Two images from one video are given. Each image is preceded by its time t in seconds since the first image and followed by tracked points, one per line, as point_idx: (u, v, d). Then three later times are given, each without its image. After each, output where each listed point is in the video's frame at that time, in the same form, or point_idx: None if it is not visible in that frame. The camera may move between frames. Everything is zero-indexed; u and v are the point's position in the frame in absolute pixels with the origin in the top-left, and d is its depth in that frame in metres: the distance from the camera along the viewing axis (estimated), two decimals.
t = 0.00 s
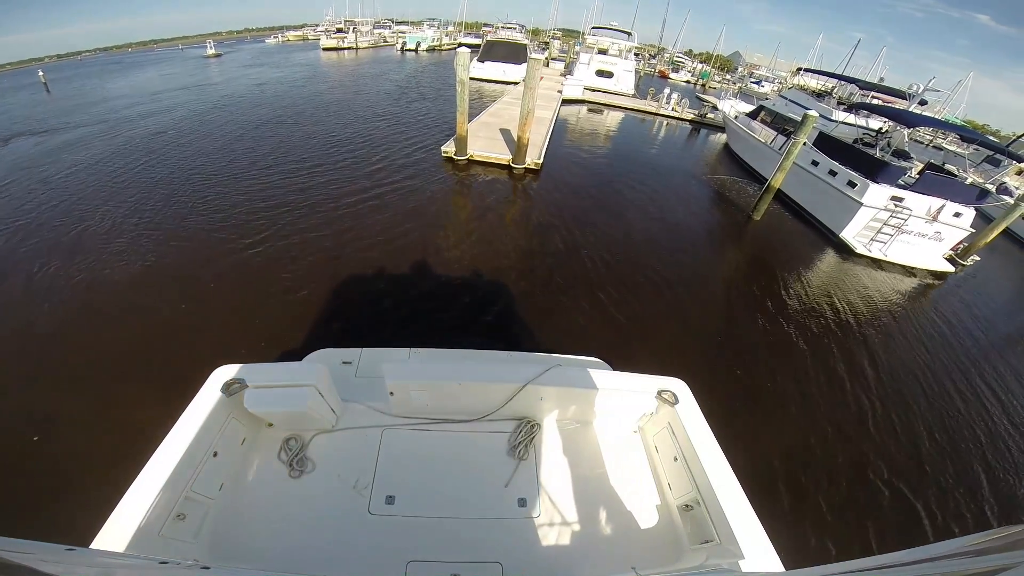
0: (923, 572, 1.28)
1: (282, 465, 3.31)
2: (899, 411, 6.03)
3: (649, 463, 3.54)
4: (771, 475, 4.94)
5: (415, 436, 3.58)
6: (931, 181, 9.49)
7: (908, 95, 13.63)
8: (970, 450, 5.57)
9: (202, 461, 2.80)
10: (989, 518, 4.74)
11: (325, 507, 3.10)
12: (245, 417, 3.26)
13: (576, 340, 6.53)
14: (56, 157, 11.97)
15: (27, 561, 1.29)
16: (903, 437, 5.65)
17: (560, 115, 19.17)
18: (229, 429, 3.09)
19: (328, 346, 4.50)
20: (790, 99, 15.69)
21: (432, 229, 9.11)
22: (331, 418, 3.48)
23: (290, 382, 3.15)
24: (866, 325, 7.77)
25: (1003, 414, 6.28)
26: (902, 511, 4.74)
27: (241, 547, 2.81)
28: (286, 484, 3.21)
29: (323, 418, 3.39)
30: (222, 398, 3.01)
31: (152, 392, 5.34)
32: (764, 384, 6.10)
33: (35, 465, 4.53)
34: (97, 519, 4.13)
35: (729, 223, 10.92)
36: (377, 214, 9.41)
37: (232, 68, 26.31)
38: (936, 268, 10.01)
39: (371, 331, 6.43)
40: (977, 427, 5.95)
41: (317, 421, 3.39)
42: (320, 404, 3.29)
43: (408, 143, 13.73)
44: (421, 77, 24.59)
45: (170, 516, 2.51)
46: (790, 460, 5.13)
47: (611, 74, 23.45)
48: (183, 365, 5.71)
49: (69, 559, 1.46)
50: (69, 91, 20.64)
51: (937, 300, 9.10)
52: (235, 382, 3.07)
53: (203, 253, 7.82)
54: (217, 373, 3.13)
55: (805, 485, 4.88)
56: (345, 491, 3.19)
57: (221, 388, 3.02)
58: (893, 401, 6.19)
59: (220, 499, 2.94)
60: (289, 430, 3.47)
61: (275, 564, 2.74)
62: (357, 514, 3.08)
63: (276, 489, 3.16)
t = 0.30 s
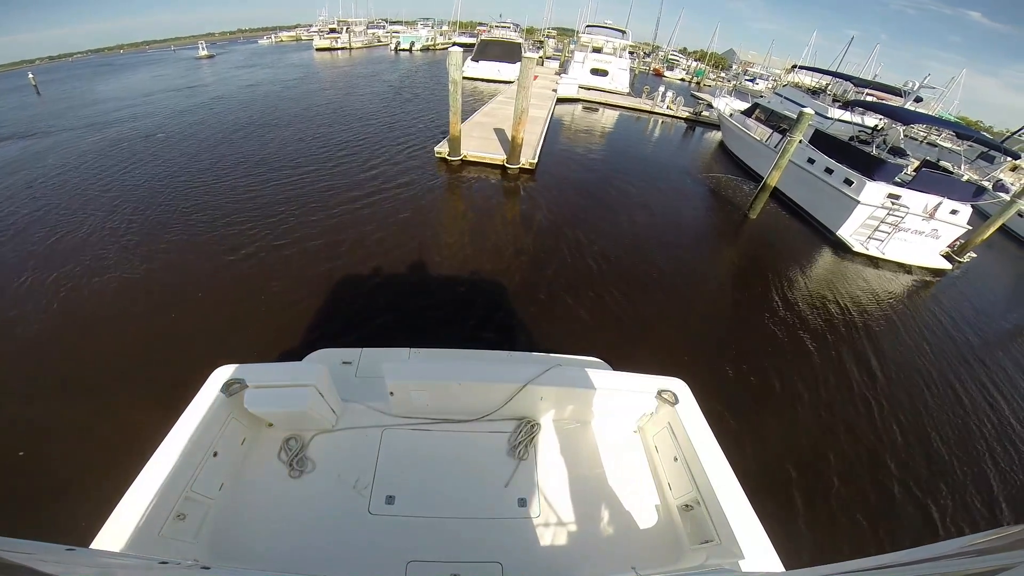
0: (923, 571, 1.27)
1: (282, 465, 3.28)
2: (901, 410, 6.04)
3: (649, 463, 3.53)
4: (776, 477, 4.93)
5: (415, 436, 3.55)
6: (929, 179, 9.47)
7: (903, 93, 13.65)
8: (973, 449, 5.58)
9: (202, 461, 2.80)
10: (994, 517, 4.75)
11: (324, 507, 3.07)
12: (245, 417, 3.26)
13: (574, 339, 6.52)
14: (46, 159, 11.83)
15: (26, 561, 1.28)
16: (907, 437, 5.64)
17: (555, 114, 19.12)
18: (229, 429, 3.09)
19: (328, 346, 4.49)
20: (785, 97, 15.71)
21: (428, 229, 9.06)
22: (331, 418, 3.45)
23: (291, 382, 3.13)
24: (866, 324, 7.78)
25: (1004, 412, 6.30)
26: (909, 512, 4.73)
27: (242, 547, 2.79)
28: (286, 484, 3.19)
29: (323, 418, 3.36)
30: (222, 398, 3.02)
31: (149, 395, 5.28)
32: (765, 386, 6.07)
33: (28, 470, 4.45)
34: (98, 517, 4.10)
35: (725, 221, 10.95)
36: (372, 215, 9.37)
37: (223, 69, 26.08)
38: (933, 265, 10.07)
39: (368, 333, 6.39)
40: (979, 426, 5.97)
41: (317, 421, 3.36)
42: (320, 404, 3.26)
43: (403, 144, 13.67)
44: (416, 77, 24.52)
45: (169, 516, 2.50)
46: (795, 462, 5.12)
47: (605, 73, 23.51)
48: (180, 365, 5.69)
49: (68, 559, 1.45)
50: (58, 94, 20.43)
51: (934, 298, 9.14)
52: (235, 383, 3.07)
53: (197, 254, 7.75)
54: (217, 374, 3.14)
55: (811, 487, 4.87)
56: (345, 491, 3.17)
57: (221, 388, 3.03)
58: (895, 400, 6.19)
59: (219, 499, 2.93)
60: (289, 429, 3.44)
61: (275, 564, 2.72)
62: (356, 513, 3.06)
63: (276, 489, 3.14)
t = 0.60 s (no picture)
0: (924, 572, 1.25)
1: (282, 465, 3.28)
2: (904, 410, 6.04)
3: (649, 463, 3.51)
4: (781, 480, 4.90)
5: (415, 436, 3.53)
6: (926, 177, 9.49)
7: (899, 90, 13.64)
8: (973, 448, 5.58)
9: (202, 462, 2.80)
10: (999, 516, 4.75)
11: (324, 508, 3.06)
12: (245, 417, 3.26)
13: (572, 339, 6.51)
14: (34, 162, 11.66)
15: (25, 561, 1.25)
16: (910, 436, 5.65)
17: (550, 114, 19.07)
18: (229, 428, 3.09)
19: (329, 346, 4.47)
20: (780, 94, 15.74)
21: (424, 229, 9.00)
22: (331, 418, 3.43)
23: (290, 382, 3.12)
24: (866, 323, 7.78)
25: (1004, 409, 6.33)
26: (916, 513, 4.72)
27: (242, 547, 2.80)
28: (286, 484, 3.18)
29: (323, 419, 3.34)
30: (222, 398, 3.01)
31: (146, 398, 5.23)
32: (768, 388, 6.05)
33: (24, 475, 4.39)
34: (97, 518, 4.07)
35: (722, 220, 10.97)
36: (367, 215, 9.30)
37: (215, 70, 25.83)
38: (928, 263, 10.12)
39: (364, 334, 6.33)
40: (980, 424, 5.99)
41: (317, 422, 3.35)
42: (320, 405, 3.25)
43: (398, 144, 13.59)
44: (410, 77, 24.42)
45: (169, 516, 2.51)
46: (800, 465, 5.10)
47: (600, 71, 23.55)
48: (179, 366, 5.65)
49: (68, 559, 1.42)
50: (46, 96, 20.14)
51: (930, 295, 9.19)
52: (235, 383, 3.06)
53: (191, 256, 7.67)
54: (217, 374, 3.13)
55: (818, 490, 4.85)
56: (345, 491, 3.16)
57: (222, 389, 3.03)
58: (897, 399, 6.19)
59: (220, 499, 2.94)
60: (289, 429, 3.43)
61: (276, 565, 2.72)
62: (356, 514, 3.05)
63: (276, 489, 3.13)
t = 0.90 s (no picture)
0: (924, 572, 1.25)
1: (282, 465, 3.26)
2: (905, 409, 6.06)
3: (649, 463, 3.50)
4: (787, 482, 4.90)
5: (415, 437, 3.51)
6: (921, 176, 9.52)
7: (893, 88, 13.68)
8: (972, 447, 5.61)
9: (202, 462, 2.78)
10: (1006, 515, 4.77)
11: (324, 508, 3.04)
12: (245, 418, 3.24)
13: (570, 339, 6.51)
14: (22, 165, 11.47)
15: (24, 560, 1.22)
16: (910, 435, 5.66)
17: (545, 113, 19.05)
18: (229, 429, 3.08)
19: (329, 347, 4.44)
20: (775, 93, 15.78)
21: (420, 230, 8.96)
22: (331, 418, 3.41)
23: (290, 382, 3.10)
24: (865, 323, 7.82)
25: (1003, 407, 6.38)
26: (923, 514, 4.72)
27: (242, 547, 2.78)
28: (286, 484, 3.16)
29: (323, 419, 3.32)
30: (222, 399, 3.00)
31: (142, 402, 5.17)
32: (771, 389, 6.04)
33: (17, 481, 4.32)
34: (98, 518, 4.06)
35: (717, 220, 11.00)
36: (363, 216, 9.23)
37: (207, 71, 25.65)
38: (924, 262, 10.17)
39: (359, 336, 6.27)
40: (981, 422, 6.02)
41: (317, 422, 3.33)
42: (319, 405, 3.23)
43: (392, 145, 13.52)
44: (404, 77, 24.32)
45: (168, 516, 2.50)
46: (806, 467, 5.09)
47: (595, 70, 23.54)
48: (175, 368, 5.59)
49: (67, 559, 1.39)
50: (34, 98, 19.86)
51: (926, 294, 9.25)
52: (235, 383, 3.04)
53: (185, 258, 7.58)
54: (216, 375, 3.13)
55: (826, 493, 4.84)
56: (345, 491, 3.14)
57: (222, 389, 3.02)
58: (899, 399, 6.22)
59: (220, 499, 2.92)
60: (289, 429, 3.42)
61: (276, 565, 2.70)
62: (356, 514, 3.03)
63: (275, 489, 3.11)
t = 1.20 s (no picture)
0: (924, 572, 1.24)
1: (282, 465, 3.24)
2: (906, 410, 6.07)
3: (649, 463, 3.48)
4: (792, 487, 4.87)
5: (415, 437, 3.49)
6: (917, 177, 9.54)
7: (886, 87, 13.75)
8: (970, 446, 5.64)
9: (202, 461, 2.75)
10: (1011, 516, 4.77)
11: (324, 508, 3.03)
12: (245, 417, 3.21)
13: (568, 340, 6.49)
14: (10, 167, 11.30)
15: (25, 560, 1.20)
16: (909, 435, 5.69)
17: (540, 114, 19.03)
18: (229, 429, 3.04)
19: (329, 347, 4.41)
20: (769, 92, 15.85)
21: (416, 231, 8.92)
22: (331, 418, 3.39)
23: (291, 382, 3.07)
24: (863, 323, 7.84)
25: (1002, 407, 6.41)
26: (928, 517, 4.71)
27: (241, 547, 2.75)
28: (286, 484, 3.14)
29: (323, 419, 3.30)
30: (223, 399, 2.97)
31: (137, 404, 5.11)
32: (773, 393, 6.01)
33: (10, 484, 4.26)
34: (98, 518, 4.03)
35: (712, 220, 11.03)
36: (358, 217, 9.18)
37: (199, 72, 25.46)
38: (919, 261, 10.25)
39: (354, 337, 6.23)
40: (982, 423, 6.05)
41: (317, 422, 3.30)
42: (320, 405, 3.20)
43: (387, 145, 13.47)
44: (399, 78, 24.25)
45: (168, 516, 2.47)
46: (811, 472, 5.06)
47: (589, 69, 23.58)
48: (171, 371, 5.53)
49: (69, 559, 1.36)
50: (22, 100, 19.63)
51: (921, 293, 9.32)
52: (235, 383, 3.01)
53: (178, 260, 7.49)
54: (216, 375, 3.09)
55: (831, 498, 4.81)
56: (345, 491, 3.13)
57: (222, 389, 2.98)
58: (900, 400, 6.22)
59: (220, 499, 2.90)
60: (289, 429, 3.39)
61: (276, 565, 2.68)
62: (356, 514, 3.02)
63: (275, 489, 3.09)
